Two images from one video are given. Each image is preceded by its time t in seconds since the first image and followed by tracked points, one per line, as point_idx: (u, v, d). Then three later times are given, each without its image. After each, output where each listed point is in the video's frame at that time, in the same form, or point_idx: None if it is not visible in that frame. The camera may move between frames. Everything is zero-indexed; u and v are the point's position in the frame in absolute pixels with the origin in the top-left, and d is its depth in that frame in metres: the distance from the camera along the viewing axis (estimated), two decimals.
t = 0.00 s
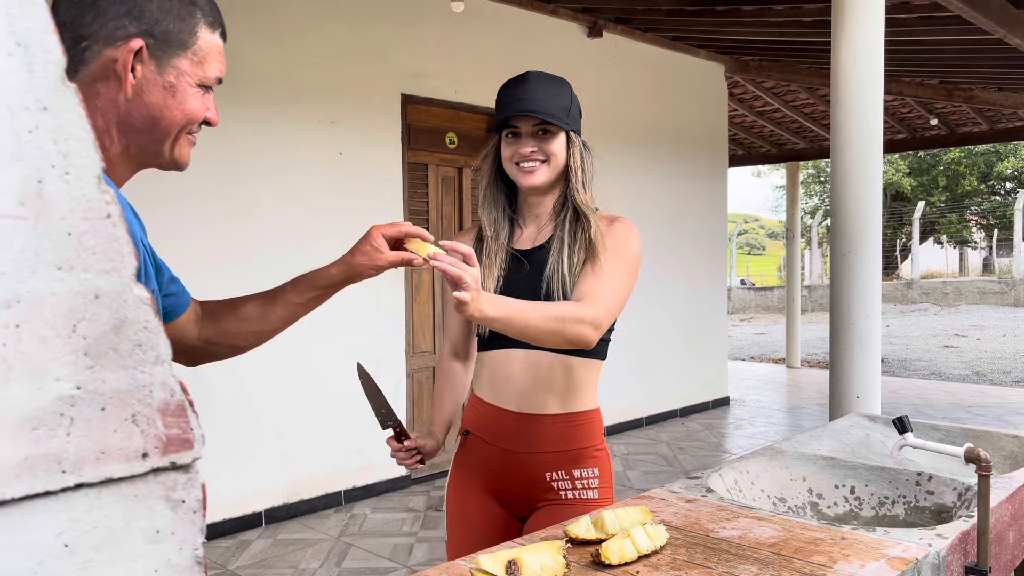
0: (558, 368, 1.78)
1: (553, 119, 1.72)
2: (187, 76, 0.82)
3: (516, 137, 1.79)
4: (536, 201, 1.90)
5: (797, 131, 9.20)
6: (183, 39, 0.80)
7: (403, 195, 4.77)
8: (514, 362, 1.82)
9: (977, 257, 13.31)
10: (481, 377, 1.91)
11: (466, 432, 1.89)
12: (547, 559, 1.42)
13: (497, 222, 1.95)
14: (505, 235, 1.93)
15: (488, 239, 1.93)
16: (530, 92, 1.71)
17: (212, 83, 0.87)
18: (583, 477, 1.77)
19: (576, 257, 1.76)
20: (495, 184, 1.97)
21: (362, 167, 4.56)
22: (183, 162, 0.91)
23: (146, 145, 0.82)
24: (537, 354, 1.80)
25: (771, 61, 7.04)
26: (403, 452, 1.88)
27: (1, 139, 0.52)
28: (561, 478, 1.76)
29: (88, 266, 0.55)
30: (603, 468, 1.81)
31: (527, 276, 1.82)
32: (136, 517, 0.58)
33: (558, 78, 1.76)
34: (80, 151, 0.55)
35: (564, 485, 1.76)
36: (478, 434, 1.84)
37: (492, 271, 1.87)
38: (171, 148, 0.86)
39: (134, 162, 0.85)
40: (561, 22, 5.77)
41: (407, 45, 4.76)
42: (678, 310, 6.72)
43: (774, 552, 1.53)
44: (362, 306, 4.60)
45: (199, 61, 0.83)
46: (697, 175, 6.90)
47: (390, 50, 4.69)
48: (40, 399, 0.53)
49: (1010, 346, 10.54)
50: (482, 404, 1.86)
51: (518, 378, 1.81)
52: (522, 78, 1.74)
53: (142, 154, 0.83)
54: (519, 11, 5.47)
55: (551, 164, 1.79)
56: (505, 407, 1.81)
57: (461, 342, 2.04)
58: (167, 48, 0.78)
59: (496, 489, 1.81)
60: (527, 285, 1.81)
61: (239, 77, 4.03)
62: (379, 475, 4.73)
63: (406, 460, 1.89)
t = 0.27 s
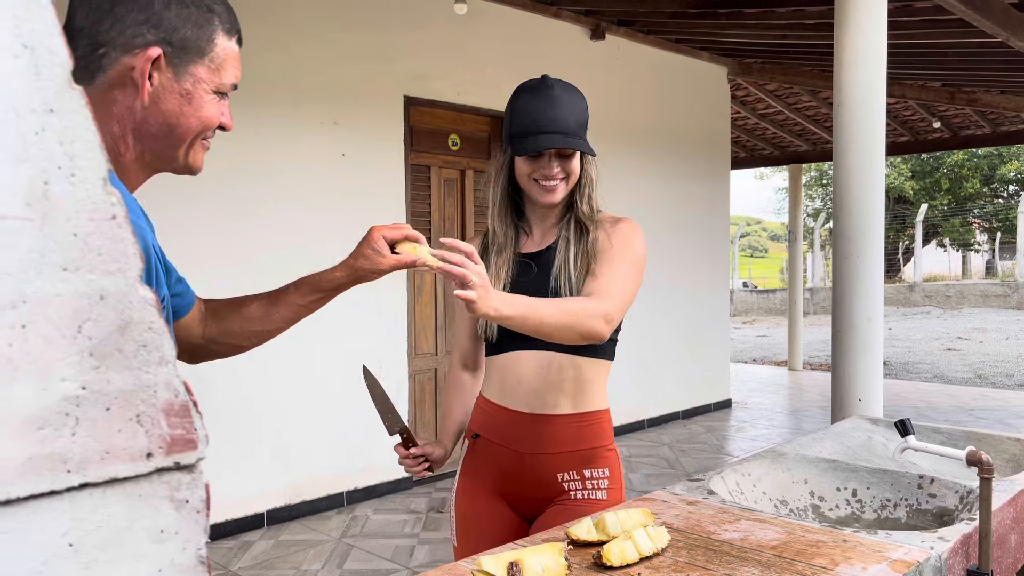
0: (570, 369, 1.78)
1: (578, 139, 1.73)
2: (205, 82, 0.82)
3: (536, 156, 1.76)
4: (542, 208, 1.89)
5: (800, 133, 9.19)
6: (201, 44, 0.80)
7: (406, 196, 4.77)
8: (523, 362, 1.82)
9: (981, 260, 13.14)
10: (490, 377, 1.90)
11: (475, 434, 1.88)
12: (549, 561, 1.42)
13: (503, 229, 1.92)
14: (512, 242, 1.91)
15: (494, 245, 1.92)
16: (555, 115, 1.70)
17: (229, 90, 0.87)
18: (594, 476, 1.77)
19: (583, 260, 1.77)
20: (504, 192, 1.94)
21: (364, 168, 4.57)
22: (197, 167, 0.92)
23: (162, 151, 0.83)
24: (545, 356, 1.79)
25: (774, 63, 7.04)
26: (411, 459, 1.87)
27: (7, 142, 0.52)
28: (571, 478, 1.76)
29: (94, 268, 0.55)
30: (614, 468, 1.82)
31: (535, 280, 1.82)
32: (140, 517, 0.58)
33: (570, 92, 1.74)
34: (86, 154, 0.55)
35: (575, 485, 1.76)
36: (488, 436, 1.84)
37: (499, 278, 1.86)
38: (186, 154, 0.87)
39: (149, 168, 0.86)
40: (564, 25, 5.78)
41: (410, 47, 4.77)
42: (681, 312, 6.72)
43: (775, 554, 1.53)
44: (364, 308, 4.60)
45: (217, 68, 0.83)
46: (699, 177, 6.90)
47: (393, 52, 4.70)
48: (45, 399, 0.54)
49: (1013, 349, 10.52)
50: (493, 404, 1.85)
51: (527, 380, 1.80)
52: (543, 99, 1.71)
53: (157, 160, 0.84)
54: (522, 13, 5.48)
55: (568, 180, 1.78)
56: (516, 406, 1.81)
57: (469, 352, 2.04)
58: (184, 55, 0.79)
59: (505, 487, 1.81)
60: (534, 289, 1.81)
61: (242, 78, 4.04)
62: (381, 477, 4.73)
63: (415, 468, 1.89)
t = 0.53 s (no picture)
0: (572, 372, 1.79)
1: (580, 151, 1.73)
2: (210, 83, 0.83)
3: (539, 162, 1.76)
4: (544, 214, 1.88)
5: (802, 135, 9.19)
6: (207, 46, 0.81)
7: (407, 197, 4.78)
8: (524, 365, 1.81)
9: (983, 262, 13.08)
10: (490, 379, 1.90)
11: (475, 434, 1.88)
12: (550, 561, 1.42)
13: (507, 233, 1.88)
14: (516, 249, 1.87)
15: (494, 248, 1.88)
16: (559, 126, 1.70)
17: (234, 92, 0.88)
18: (593, 477, 1.78)
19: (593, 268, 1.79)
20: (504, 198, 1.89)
21: (366, 169, 4.57)
22: (201, 168, 0.92)
23: (165, 151, 0.83)
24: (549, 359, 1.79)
25: (776, 65, 7.04)
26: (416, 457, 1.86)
27: (10, 140, 0.52)
28: (571, 478, 1.77)
29: (96, 265, 0.55)
30: (614, 468, 1.82)
31: (539, 285, 1.80)
32: (141, 514, 0.58)
33: (575, 102, 1.75)
34: (90, 151, 0.56)
35: (575, 485, 1.77)
36: (488, 436, 1.84)
37: (503, 283, 1.83)
38: (190, 156, 0.87)
39: (152, 168, 0.86)
40: (567, 26, 5.78)
41: (412, 48, 4.78)
42: (682, 314, 6.72)
43: (776, 555, 1.53)
44: (366, 309, 4.61)
45: (223, 70, 0.83)
46: (701, 178, 6.90)
47: (395, 53, 4.70)
48: (47, 397, 0.54)
49: (1016, 351, 10.49)
50: (492, 405, 1.85)
51: (528, 382, 1.79)
52: (547, 108, 1.72)
53: (163, 160, 0.85)
54: (524, 15, 5.49)
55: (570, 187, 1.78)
56: (515, 408, 1.80)
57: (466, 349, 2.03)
58: (192, 57, 0.79)
59: (505, 487, 1.81)
60: (539, 295, 1.79)
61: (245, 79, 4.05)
62: (382, 477, 4.73)
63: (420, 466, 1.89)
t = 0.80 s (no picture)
0: (579, 373, 1.79)
1: (584, 157, 1.73)
2: (223, 93, 0.83)
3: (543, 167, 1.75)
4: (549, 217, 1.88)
5: (804, 137, 9.18)
6: (221, 55, 0.81)
7: (410, 198, 4.79)
8: (531, 366, 1.80)
9: (985, 264, 13.21)
10: (495, 380, 1.89)
11: (481, 434, 1.88)
12: (552, 561, 1.43)
13: (515, 236, 1.88)
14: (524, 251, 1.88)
15: (502, 252, 1.88)
16: (563, 133, 1.71)
17: (246, 103, 0.88)
18: (598, 477, 1.79)
19: (604, 271, 1.80)
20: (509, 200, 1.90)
21: (369, 170, 4.57)
22: (207, 178, 0.91)
23: (172, 158, 0.83)
24: (558, 362, 1.79)
25: (779, 66, 7.04)
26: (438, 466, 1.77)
27: (20, 142, 0.53)
28: (577, 479, 1.78)
29: (104, 265, 0.56)
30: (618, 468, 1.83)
31: (549, 288, 1.81)
32: (148, 511, 0.59)
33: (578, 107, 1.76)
34: (99, 152, 0.56)
35: (580, 486, 1.77)
36: (495, 437, 1.83)
37: (514, 287, 1.83)
38: (198, 164, 0.87)
39: (157, 174, 0.85)
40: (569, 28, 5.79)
41: (415, 49, 4.79)
42: (684, 315, 6.72)
43: (778, 556, 1.54)
44: (368, 310, 4.61)
45: (236, 80, 0.83)
46: (703, 180, 6.90)
47: (398, 54, 4.71)
48: (55, 394, 0.54)
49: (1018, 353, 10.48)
50: (500, 406, 1.85)
51: (535, 383, 1.79)
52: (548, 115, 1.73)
53: (170, 166, 0.84)
54: (527, 16, 5.50)
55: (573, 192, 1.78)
56: (520, 409, 1.81)
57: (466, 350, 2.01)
58: (205, 65, 0.80)
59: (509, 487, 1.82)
60: (550, 299, 1.80)
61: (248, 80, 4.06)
62: (384, 478, 4.73)
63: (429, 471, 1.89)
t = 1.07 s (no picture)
0: (581, 374, 1.80)
1: (585, 156, 1.73)
2: (220, 97, 0.83)
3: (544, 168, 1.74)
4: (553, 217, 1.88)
5: (806, 138, 9.18)
6: (220, 61, 0.82)
7: (412, 199, 4.79)
8: (534, 366, 1.80)
9: (988, 265, 13.27)
10: (497, 380, 1.89)
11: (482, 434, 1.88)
12: (552, 562, 1.43)
13: (519, 236, 1.89)
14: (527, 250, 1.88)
15: (506, 252, 1.88)
16: (564, 132, 1.71)
17: (245, 109, 0.88)
18: (598, 479, 1.79)
19: (607, 272, 1.80)
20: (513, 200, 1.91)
21: (370, 171, 4.58)
22: (203, 182, 0.91)
23: (168, 161, 0.83)
24: (560, 362, 1.79)
25: (780, 67, 7.04)
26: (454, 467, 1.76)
27: (21, 145, 0.54)
28: (577, 480, 1.78)
29: (105, 268, 0.56)
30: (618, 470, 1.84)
31: (553, 289, 1.81)
32: (148, 512, 0.59)
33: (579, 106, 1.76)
34: (101, 156, 0.57)
35: (580, 487, 1.78)
36: (496, 438, 1.84)
37: (519, 287, 1.82)
38: (194, 168, 0.87)
39: (152, 177, 0.85)
40: (571, 29, 5.79)
41: (416, 50, 4.79)
42: (686, 316, 6.72)
43: (778, 557, 1.54)
44: (369, 310, 4.62)
45: (234, 85, 0.84)
46: (705, 180, 6.90)
47: (399, 55, 4.71)
48: (56, 396, 0.55)
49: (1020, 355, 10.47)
50: (501, 406, 1.85)
51: (538, 383, 1.79)
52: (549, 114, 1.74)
53: (166, 168, 0.84)
54: (529, 17, 5.50)
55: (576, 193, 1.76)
56: (522, 410, 1.81)
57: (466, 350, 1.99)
58: (204, 70, 0.80)
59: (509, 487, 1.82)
60: (554, 299, 1.80)
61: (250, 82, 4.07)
62: (385, 478, 4.74)
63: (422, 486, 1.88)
